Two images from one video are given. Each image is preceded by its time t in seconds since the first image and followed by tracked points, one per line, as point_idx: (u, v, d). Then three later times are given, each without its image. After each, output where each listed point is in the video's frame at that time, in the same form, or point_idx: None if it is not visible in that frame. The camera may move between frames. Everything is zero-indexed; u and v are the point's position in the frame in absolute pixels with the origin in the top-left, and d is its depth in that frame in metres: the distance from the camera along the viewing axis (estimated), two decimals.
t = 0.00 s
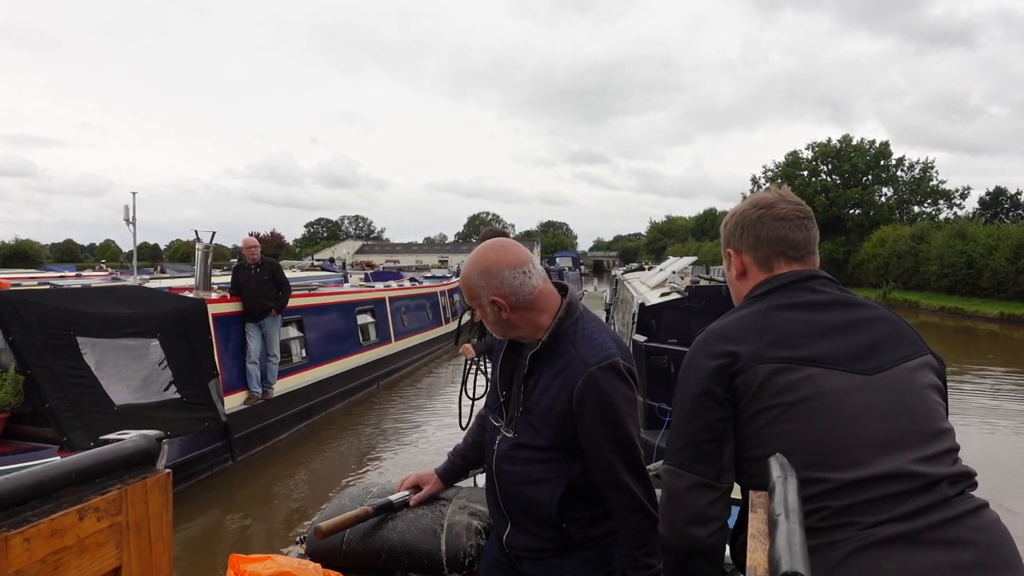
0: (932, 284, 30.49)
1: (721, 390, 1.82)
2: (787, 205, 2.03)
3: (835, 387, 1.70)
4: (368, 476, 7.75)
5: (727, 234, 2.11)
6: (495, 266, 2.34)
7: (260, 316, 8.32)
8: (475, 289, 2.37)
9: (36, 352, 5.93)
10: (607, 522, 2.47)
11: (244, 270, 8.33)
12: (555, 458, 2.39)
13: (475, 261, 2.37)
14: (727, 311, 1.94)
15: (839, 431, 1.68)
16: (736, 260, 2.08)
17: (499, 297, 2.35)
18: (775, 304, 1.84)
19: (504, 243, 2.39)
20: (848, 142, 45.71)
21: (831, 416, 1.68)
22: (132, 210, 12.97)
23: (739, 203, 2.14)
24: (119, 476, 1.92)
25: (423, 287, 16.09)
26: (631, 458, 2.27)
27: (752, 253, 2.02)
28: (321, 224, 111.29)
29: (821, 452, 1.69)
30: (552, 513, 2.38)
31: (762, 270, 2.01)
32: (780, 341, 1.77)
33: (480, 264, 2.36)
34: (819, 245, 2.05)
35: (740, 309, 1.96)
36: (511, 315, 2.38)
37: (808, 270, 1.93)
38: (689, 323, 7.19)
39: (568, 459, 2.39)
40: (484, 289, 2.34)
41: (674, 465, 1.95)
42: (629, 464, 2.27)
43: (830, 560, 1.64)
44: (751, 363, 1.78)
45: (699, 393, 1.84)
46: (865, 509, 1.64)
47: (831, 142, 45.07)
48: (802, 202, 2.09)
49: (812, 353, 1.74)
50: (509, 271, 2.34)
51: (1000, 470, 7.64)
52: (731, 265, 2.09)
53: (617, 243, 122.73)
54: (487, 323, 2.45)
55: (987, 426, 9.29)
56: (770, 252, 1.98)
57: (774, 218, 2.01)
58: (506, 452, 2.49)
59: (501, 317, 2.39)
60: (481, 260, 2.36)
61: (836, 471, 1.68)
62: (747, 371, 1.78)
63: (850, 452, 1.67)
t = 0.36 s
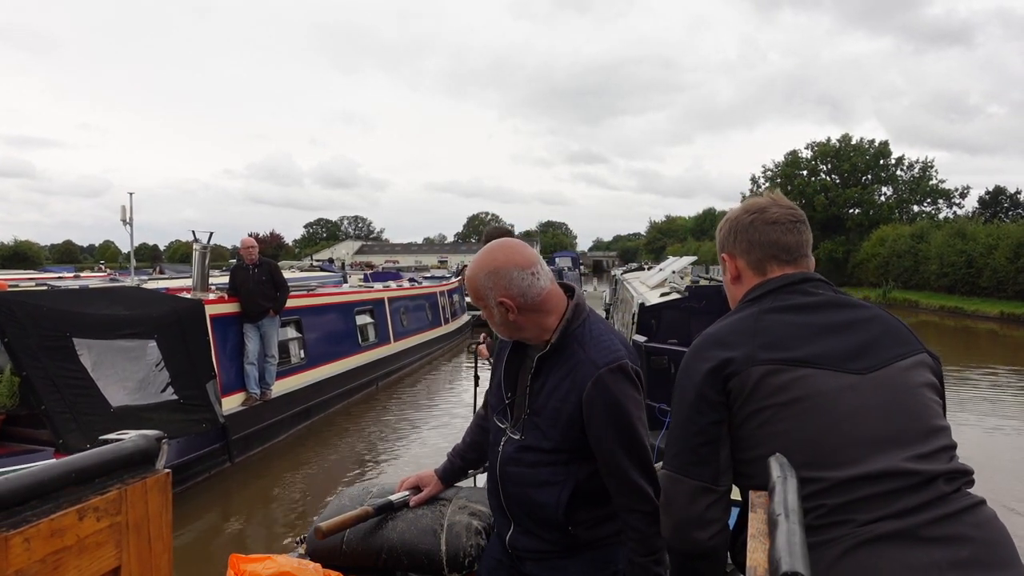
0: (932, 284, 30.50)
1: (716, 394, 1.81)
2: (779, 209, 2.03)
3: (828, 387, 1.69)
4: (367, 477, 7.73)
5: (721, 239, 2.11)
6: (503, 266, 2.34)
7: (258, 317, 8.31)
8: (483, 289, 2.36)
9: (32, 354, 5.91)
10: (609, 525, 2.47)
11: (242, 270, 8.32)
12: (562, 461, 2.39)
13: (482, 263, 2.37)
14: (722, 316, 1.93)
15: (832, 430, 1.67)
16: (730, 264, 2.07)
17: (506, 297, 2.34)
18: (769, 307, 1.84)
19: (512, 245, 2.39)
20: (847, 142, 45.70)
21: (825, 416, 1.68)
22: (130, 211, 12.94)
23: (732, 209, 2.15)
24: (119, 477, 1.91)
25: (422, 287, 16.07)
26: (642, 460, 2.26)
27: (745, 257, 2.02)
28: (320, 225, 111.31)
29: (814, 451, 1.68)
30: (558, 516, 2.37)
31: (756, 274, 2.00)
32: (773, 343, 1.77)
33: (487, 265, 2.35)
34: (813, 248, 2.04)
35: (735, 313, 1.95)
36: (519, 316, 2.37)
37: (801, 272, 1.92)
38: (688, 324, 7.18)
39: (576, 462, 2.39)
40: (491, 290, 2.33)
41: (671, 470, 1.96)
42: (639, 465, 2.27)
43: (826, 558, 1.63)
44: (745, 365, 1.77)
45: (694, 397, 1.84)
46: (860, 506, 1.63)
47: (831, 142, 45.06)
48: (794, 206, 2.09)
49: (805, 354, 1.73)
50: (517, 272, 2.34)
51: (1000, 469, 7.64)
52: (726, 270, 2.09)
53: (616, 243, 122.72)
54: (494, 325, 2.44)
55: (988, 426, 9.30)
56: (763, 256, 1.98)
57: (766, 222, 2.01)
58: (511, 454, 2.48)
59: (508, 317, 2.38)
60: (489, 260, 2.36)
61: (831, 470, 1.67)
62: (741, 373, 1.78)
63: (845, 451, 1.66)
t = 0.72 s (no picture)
0: (932, 283, 30.50)
1: (709, 397, 1.80)
2: (773, 212, 2.02)
3: (820, 387, 1.68)
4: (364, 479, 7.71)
5: (714, 241, 2.09)
6: (504, 278, 2.30)
7: (255, 318, 8.29)
8: (485, 302, 2.33)
9: (28, 356, 5.89)
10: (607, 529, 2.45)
11: (240, 270, 8.31)
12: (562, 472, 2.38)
13: (483, 274, 2.33)
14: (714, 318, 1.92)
15: (824, 429, 1.66)
16: (723, 266, 2.06)
17: (508, 311, 2.31)
18: (760, 310, 1.83)
19: (513, 256, 2.35)
20: (846, 141, 45.68)
21: (817, 415, 1.67)
22: (124, 210, 12.88)
23: (725, 211, 2.14)
24: (113, 476, 1.90)
25: (421, 287, 16.04)
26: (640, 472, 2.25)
27: (739, 260, 2.00)
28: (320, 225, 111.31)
29: (808, 451, 1.67)
30: (557, 526, 2.37)
31: (749, 277, 1.98)
32: (764, 345, 1.76)
33: (488, 276, 2.31)
34: (804, 252, 2.03)
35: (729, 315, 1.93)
36: (520, 328, 2.35)
37: (793, 274, 1.91)
38: (688, 324, 7.16)
39: (575, 473, 2.38)
40: (493, 303, 2.30)
41: (666, 475, 1.94)
42: (636, 479, 2.25)
43: (822, 557, 1.61)
44: (737, 367, 1.76)
45: (687, 402, 1.83)
46: (854, 505, 1.61)
47: (830, 142, 45.05)
48: (787, 209, 2.09)
49: (796, 355, 1.72)
50: (519, 284, 2.30)
51: (1001, 468, 7.63)
52: (718, 272, 2.07)
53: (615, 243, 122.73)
54: (494, 335, 2.41)
55: (988, 425, 9.29)
56: (757, 260, 1.96)
57: (760, 226, 2.00)
58: (510, 464, 2.48)
59: (510, 330, 2.36)
60: (490, 272, 2.32)
61: (825, 469, 1.66)
62: (733, 376, 1.76)
63: (837, 450, 1.65)
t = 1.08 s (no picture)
0: (932, 283, 30.51)
1: (698, 405, 1.79)
2: (767, 214, 2.03)
3: (810, 394, 1.67)
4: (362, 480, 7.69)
5: (708, 243, 2.06)
6: (501, 295, 2.29)
7: (254, 319, 8.28)
8: (482, 320, 2.32)
9: (24, 358, 5.88)
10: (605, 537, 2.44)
11: (238, 271, 8.29)
12: (563, 484, 2.38)
13: (480, 292, 2.31)
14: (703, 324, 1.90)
15: (813, 437, 1.65)
16: (719, 269, 2.03)
17: (505, 328, 2.31)
18: (747, 314, 1.82)
19: (509, 272, 2.34)
20: (846, 141, 45.66)
21: (807, 423, 1.66)
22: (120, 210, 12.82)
23: (715, 211, 2.13)
24: (110, 476, 1.89)
25: (421, 287, 16.03)
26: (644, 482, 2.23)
27: (737, 262, 1.98)
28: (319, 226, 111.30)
29: (801, 459, 1.66)
30: (560, 537, 2.37)
31: (746, 279, 1.97)
32: (753, 350, 1.75)
33: (485, 294, 2.29)
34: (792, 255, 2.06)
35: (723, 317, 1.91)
36: (518, 344, 2.35)
37: (788, 275, 1.92)
38: (687, 323, 7.15)
39: (576, 484, 2.38)
40: (490, 321, 2.29)
41: (653, 488, 1.92)
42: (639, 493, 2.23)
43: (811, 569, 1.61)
44: (725, 374, 1.75)
45: (673, 410, 1.83)
46: (843, 516, 1.61)
47: (830, 141, 45.04)
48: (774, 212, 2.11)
49: (785, 360, 1.71)
50: (516, 301, 2.29)
51: (1001, 468, 7.63)
52: (713, 275, 2.05)
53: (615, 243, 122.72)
54: (492, 351, 2.40)
55: (988, 425, 9.28)
56: (757, 261, 1.96)
57: (757, 227, 2.00)
58: (510, 475, 2.47)
59: (507, 345, 2.35)
60: (486, 289, 2.30)
61: (813, 479, 1.65)
62: (721, 383, 1.75)
63: (826, 458, 1.65)
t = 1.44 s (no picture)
0: (931, 282, 30.50)
1: (721, 393, 1.70)
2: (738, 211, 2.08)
3: (827, 394, 1.65)
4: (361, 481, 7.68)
5: (706, 240, 1.96)
6: (501, 302, 2.28)
7: (252, 319, 8.27)
8: (483, 327, 2.30)
9: (19, 359, 5.91)
10: (605, 540, 2.43)
11: (237, 271, 8.28)
12: (565, 487, 2.37)
13: (480, 298, 2.30)
14: (712, 315, 1.83)
15: (832, 438, 1.63)
16: (721, 268, 1.95)
17: (506, 334, 2.30)
18: (757, 306, 1.80)
19: (508, 279, 2.33)
20: (845, 140, 45.61)
21: (827, 422, 1.64)
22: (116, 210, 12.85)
23: (686, 211, 2.06)
24: (106, 476, 1.88)
25: (421, 287, 16.01)
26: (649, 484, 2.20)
27: (738, 260, 1.95)
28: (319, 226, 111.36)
29: (814, 456, 1.63)
30: (562, 541, 2.37)
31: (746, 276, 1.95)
32: (773, 343, 1.72)
33: (485, 301, 2.29)
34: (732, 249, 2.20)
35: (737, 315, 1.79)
36: (520, 349, 2.34)
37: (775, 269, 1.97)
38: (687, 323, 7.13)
39: (577, 488, 2.38)
40: (491, 328, 2.28)
41: (687, 474, 1.69)
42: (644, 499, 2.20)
43: None
44: (748, 364, 1.69)
45: (704, 393, 1.69)
46: (857, 521, 1.58)
47: (830, 141, 44.97)
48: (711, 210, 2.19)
49: (804, 355, 1.69)
50: (516, 307, 2.29)
51: (1003, 468, 7.61)
52: (716, 275, 1.95)
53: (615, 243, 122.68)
54: (493, 358, 2.39)
55: (990, 424, 9.25)
56: (753, 257, 1.97)
57: (744, 222, 2.02)
58: (510, 481, 2.47)
59: (509, 352, 2.34)
60: (486, 295, 2.29)
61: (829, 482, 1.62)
62: (745, 373, 1.69)
63: (845, 459, 1.62)
